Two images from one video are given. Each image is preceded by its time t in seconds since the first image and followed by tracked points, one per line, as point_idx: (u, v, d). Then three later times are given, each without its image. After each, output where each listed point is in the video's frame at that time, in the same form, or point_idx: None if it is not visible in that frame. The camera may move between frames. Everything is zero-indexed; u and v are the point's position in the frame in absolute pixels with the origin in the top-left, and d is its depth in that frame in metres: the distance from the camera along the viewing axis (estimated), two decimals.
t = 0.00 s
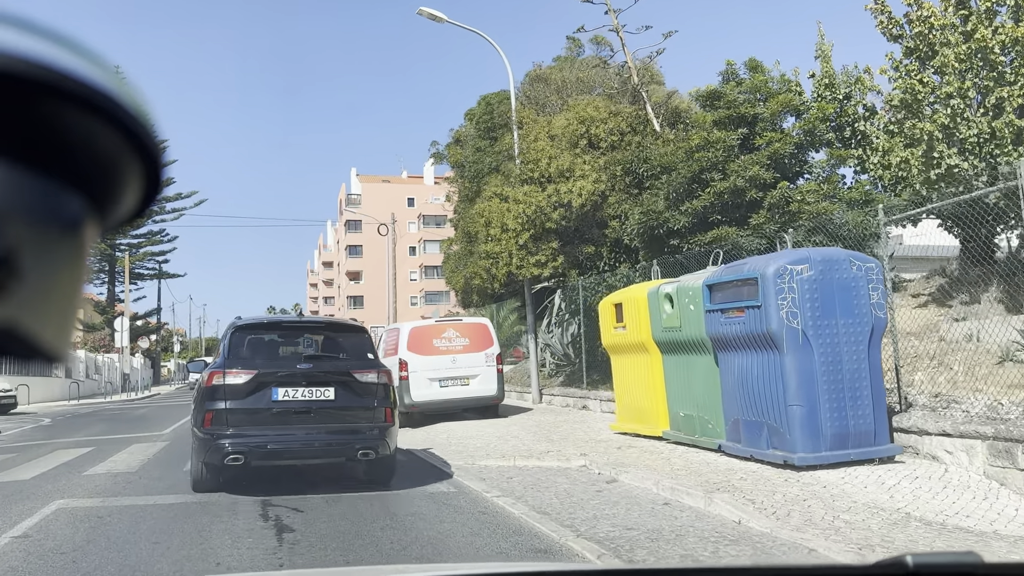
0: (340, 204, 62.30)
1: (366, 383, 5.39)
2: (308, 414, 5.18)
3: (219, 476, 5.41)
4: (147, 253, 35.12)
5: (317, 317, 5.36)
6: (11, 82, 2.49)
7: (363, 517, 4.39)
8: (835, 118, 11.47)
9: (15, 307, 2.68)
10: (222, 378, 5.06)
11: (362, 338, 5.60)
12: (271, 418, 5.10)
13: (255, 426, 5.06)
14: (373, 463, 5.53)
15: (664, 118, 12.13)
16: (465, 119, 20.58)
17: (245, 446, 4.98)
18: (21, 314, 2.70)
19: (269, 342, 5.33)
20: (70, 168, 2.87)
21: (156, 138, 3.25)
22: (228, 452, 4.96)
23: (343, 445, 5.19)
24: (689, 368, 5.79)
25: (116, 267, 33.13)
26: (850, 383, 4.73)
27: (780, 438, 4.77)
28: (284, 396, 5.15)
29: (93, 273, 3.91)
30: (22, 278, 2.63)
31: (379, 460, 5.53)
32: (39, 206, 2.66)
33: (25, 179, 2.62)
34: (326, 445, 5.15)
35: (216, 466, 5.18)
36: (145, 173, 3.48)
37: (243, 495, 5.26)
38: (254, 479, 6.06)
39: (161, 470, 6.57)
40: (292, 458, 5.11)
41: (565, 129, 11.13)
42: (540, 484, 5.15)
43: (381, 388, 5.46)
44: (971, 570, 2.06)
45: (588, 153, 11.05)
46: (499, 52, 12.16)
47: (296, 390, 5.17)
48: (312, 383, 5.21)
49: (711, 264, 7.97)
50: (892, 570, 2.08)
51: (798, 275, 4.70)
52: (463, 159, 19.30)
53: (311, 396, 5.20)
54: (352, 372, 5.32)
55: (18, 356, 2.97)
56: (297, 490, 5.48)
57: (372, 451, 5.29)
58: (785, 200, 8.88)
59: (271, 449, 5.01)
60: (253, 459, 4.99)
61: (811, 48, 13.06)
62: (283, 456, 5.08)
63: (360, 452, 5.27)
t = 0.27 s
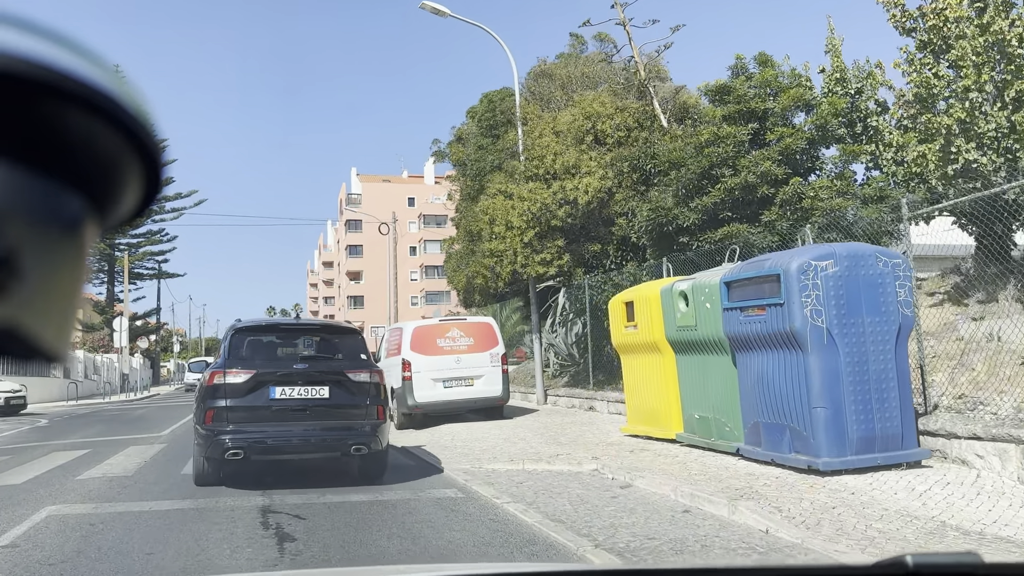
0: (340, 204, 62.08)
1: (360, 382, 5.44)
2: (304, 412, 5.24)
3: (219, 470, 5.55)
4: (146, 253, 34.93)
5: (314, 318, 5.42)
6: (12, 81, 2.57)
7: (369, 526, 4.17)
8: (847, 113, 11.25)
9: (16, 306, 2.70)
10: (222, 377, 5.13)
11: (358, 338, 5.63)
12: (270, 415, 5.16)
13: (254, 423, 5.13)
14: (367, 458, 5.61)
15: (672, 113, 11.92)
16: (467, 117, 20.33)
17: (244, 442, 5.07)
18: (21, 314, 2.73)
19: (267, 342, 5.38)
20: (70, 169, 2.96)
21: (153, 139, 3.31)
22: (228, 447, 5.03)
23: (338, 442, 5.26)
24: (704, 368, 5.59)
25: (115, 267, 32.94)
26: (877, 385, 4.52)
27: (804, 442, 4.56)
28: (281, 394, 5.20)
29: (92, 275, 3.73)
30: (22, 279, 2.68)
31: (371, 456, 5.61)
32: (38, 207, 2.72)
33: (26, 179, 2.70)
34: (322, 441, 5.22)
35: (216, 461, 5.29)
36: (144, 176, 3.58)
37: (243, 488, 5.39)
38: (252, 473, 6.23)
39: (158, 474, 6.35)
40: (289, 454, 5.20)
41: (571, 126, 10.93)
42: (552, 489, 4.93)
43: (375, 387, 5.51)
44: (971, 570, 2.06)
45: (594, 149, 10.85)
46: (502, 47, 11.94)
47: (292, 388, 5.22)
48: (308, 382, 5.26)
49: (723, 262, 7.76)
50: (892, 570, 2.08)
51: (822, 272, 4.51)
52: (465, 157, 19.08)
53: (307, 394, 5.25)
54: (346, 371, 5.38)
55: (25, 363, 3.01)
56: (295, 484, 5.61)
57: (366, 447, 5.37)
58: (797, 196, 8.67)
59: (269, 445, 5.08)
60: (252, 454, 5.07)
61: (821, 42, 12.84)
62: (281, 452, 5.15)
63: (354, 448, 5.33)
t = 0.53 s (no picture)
0: (340, 204, 61.87)
1: (353, 381, 5.79)
2: (300, 410, 5.59)
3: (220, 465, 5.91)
4: (146, 252, 34.75)
5: (310, 321, 5.76)
6: (11, 83, 2.44)
7: (375, 535, 3.95)
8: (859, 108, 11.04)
9: (15, 307, 2.51)
10: (223, 377, 5.48)
11: (351, 340, 5.97)
12: (268, 413, 5.51)
13: (253, 420, 5.47)
14: (360, 453, 5.95)
15: (679, 109, 11.72)
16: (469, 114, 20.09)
17: (244, 438, 5.42)
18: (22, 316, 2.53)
19: (265, 345, 5.72)
20: (69, 170, 2.79)
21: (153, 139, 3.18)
22: (229, 443, 5.38)
23: (333, 438, 5.59)
24: (721, 369, 5.38)
25: (115, 267, 32.73)
26: (907, 386, 4.32)
27: (829, 447, 4.36)
28: (278, 393, 5.54)
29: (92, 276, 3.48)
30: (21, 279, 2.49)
31: (364, 451, 5.96)
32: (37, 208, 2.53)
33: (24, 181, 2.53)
34: (318, 437, 5.57)
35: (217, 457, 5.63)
36: (145, 181, 3.43)
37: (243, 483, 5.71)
38: (251, 469, 6.62)
39: (154, 478, 6.12)
40: (286, 449, 5.55)
41: (576, 121, 10.71)
42: (564, 495, 4.72)
43: (367, 386, 5.86)
44: (971, 570, 2.12)
45: (600, 145, 10.65)
46: (506, 42, 11.75)
47: (289, 387, 5.57)
48: (303, 381, 5.61)
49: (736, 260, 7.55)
50: (893, 570, 2.13)
51: (849, 268, 4.31)
52: (468, 155, 18.87)
53: (303, 393, 5.60)
54: (340, 371, 5.73)
55: (20, 362, 2.81)
56: (291, 479, 5.95)
57: (359, 443, 5.70)
58: (810, 191, 8.47)
59: (268, 441, 5.43)
60: (251, 449, 5.42)
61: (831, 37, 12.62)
62: (278, 448, 5.50)
63: (347, 443, 5.67)
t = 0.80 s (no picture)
0: (341, 204, 61.64)
1: (347, 381, 6.09)
2: (296, 407, 5.90)
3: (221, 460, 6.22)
4: (145, 252, 34.55)
5: (306, 323, 6.04)
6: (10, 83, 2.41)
7: (380, 545, 3.74)
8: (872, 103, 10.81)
9: (15, 303, 2.46)
10: (223, 377, 5.76)
11: (345, 340, 6.26)
12: (266, 410, 5.81)
13: (251, 417, 5.77)
14: (353, 449, 6.26)
15: (687, 104, 11.51)
16: (472, 112, 19.87)
17: (243, 434, 5.72)
18: (22, 315, 2.50)
19: (263, 345, 6.00)
20: (69, 169, 2.76)
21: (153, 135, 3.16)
22: (229, 438, 5.69)
23: (328, 434, 5.91)
24: (739, 369, 5.17)
25: (114, 266, 32.50)
26: (937, 387, 4.12)
27: (856, 451, 4.16)
28: (276, 392, 5.85)
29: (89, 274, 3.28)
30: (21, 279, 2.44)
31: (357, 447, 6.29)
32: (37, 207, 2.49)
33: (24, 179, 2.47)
34: (313, 433, 5.88)
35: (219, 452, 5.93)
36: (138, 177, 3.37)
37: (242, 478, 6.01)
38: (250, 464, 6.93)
39: (150, 482, 5.91)
40: (283, 444, 5.86)
41: (582, 117, 10.50)
42: (576, 501, 4.52)
43: (361, 384, 6.17)
44: (971, 570, 2.14)
45: (606, 141, 10.45)
46: (510, 37, 11.54)
47: (285, 386, 5.87)
48: (299, 380, 5.91)
49: (749, 256, 7.34)
50: (893, 570, 2.14)
51: (876, 263, 4.12)
52: (470, 153, 18.64)
53: (299, 392, 5.91)
54: (334, 370, 6.03)
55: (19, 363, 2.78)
56: (287, 473, 6.27)
57: (353, 438, 6.02)
58: (823, 187, 8.28)
59: (266, 436, 5.74)
60: (250, 445, 5.73)
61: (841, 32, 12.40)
62: (275, 443, 5.81)
63: (341, 440, 5.99)
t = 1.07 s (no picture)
0: (341, 203, 61.44)
1: (342, 380, 6.43)
2: (293, 405, 6.25)
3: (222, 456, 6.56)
4: (144, 251, 34.38)
5: (302, 326, 6.37)
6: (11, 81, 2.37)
7: (387, 553, 3.57)
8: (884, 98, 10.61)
9: (15, 307, 2.57)
10: (224, 376, 6.12)
11: (340, 342, 6.62)
12: (264, 408, 6.16)
13: (250, 415, 6.12)
14: (348, 445, 6.58)
15: (695, 100, 11.33)
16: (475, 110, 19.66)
17: (242, 431, 6.08)
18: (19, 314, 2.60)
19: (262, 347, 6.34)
20: (68, 169, 2.76)
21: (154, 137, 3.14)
22: (229, 434, 6.05)
23: (324, 430, 6.26)
24: (756, 370, 4.98)
25: (113, 266, 32.31)
26: (968, 389, 3.94)
27: (884, 456, 3.97)
28: (274, 390, 6.19)
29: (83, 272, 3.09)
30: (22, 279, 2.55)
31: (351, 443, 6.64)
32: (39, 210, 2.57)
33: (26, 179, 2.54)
34: (309, 430, 6.22)
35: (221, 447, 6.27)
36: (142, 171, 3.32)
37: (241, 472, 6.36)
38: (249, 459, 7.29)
39: (146, 487, 5.71)
40: (281, 440, 6.20)
41: (588, 113, 10.30)
42: (590, 507, 4.33)
43: (355, 384, 6.50)
44: (974, 571, 2.02)
45: (613, 137, 10.25)
46: (515, 32, 11.36)
47: (283, 385, 6.22)
48: (296, 380, 6.25)
49: (762, 253, 7.16)
50: (894, 571, 2.05)
51: (905, 258, 3.93)
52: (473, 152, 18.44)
53: (296, 390, 6.24)
54: (329, 370, 6.35)
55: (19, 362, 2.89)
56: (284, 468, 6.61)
57: (347, 435, 6.38)
58: (836, 183, 8.10)
59: (264, 433, 6.08)
60: (249, 441, 6.08)
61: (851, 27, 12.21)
62: (273, 439, 6.16)
63: (336, 436, 6.33)
